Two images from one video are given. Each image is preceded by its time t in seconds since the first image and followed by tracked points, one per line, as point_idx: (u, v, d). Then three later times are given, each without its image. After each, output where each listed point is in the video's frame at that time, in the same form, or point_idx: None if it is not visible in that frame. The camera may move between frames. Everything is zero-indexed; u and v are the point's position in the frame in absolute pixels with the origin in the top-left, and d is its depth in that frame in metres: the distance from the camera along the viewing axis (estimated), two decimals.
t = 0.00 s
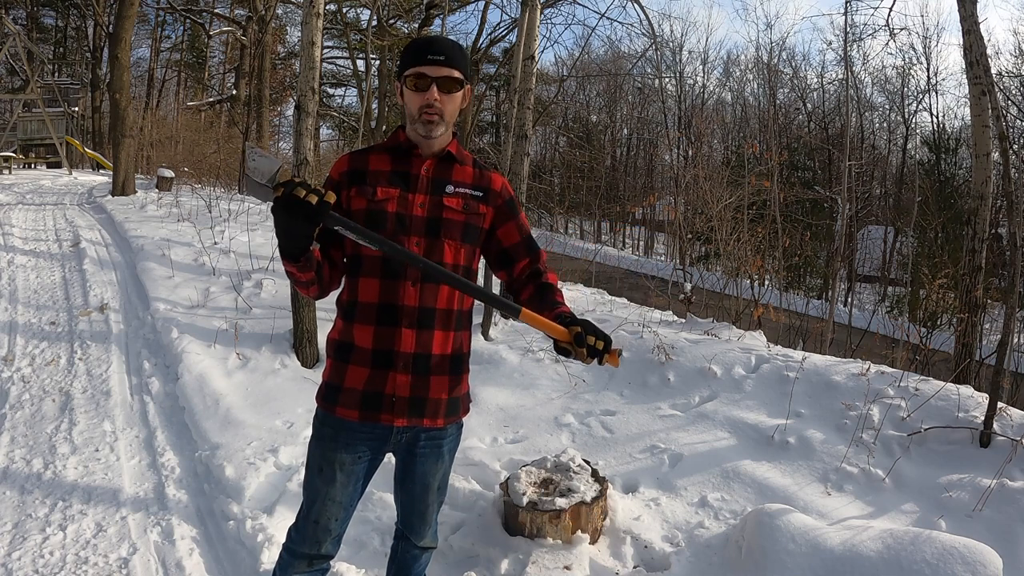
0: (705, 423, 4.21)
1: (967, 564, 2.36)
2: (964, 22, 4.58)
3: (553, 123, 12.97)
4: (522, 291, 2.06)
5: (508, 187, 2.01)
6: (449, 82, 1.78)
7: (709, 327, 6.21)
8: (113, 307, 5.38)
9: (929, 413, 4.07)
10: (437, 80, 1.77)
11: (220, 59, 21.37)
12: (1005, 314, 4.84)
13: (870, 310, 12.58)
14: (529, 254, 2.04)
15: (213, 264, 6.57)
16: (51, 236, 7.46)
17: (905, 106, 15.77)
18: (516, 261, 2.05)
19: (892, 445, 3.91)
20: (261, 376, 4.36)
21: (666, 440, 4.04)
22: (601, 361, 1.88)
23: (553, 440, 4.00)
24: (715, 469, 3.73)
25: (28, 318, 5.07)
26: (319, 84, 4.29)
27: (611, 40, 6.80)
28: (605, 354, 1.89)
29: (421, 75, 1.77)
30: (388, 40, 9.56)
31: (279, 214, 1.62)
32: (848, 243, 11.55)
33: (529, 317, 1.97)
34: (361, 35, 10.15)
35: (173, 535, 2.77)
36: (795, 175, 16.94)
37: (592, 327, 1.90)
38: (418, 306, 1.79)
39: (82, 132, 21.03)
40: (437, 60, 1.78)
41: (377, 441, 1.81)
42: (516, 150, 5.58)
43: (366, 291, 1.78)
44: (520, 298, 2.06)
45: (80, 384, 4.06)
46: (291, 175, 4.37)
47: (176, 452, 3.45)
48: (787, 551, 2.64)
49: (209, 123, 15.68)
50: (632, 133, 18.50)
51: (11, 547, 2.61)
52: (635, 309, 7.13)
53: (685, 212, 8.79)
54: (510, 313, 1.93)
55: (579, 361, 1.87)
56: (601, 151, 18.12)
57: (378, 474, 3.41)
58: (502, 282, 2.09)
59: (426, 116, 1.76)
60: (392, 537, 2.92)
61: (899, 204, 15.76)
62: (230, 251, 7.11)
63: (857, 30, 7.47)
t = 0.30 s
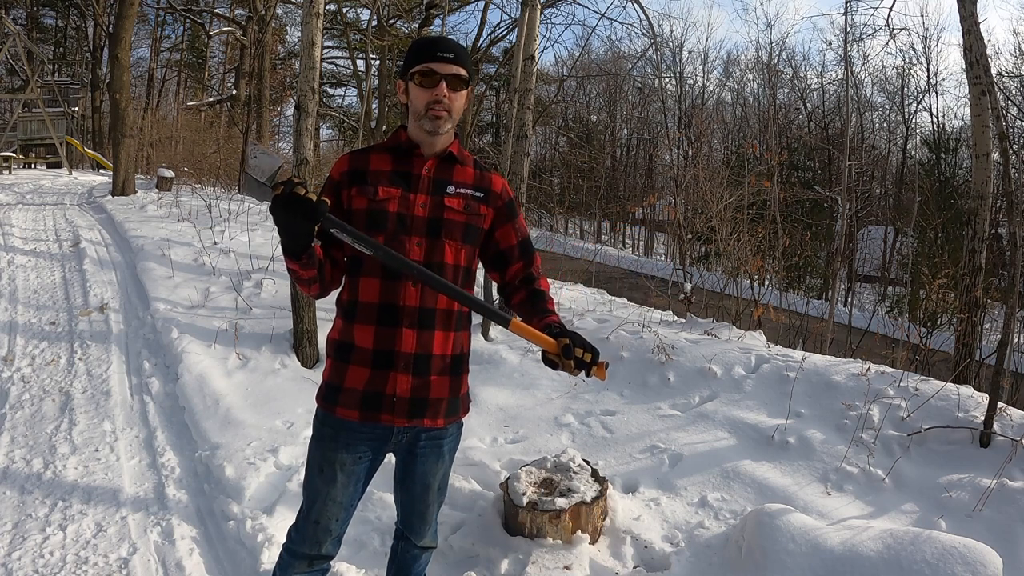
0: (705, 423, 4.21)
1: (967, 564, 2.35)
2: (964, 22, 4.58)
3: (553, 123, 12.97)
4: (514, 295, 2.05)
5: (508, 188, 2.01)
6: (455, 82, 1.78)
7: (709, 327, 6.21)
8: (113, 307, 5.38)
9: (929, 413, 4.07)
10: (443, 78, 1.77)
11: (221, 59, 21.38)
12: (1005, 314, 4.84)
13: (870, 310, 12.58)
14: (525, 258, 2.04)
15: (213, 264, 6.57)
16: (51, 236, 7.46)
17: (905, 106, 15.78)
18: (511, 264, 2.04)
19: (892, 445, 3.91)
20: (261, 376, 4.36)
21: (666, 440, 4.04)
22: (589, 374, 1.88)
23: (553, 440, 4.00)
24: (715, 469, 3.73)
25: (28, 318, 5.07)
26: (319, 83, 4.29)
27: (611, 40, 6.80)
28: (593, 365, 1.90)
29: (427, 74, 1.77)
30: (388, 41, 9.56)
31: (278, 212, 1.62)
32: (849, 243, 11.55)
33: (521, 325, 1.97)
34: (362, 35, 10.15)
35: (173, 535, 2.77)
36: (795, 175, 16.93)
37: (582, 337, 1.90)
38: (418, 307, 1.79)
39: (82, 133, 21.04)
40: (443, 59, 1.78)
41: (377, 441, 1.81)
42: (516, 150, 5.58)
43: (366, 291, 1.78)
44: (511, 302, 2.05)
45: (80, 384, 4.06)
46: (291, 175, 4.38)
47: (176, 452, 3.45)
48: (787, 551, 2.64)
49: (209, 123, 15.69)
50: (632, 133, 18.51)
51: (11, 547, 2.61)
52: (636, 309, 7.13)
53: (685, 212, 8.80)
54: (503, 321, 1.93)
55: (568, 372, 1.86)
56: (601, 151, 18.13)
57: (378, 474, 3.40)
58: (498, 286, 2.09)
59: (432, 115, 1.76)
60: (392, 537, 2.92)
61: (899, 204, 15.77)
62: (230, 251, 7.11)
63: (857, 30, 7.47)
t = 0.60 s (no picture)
0: (705, 423, 4.21)
1: (967, 564, 2.35)
2: (964, 22, 4.58)
3: (553, 123, 12.97)
4: (517, 294, 2.05)
5: (509, 190, 2.01)
6: (457, 83, 1.79)
7: (709, 327, 6.21)
8: (113, 307, 5.38)
9: (929, 413, 4.07)
10: (445, 80, 1.77)
11: (221, 59, 21.39)
12: (1005, 314, 4.84)
13: (870, 310, 12.58)
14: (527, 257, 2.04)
15: (213, 264, 6.57)
16: (51, 236, 7.46)
17: (905, 106, 15.77)
18: (513, 264, 2.05)
19: (892, 445, 3.91)
20: (261, 376, 4.36)
21: (666, 440, 4.04)
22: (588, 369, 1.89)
23: (553, 440, 4.00)
24: (715, 469, 3.73)
25: (28, 318, 5.07)
26: (319, 84, 4.29)
27: (611, 40, 6.81)
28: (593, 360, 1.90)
29: (429, 75, 1.78)
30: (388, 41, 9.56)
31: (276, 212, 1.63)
32: (849, 243, 11.55)
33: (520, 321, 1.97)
34: (362, 35, 10.15)
35: (173, 535, 2.77)
36: (795, 175, 16.93)
37: (582, 335, 1.90)
38: (418, 306, 1.80)
39: (82, 132, 21.04)
40: (446, 60, 1.79)
41: (376, 441, 1.81)
42: (516, 150, 5.57)
43: (366, 290, 1.78)
44: (514, 301, 2.05)
45: (80, 384, 4.06)
46: (291, 175, 4.38)
47: (176, 452, 3.44)
48: (787, 551, 2.64)
49: (209, 123, 15.69)
50: (632, 133, 18.51)
51: (11, 547, 2.61)
52: (635, 308, 7.13)
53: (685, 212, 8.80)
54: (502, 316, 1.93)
55: (565, 365, 1.87)
56: (601, 151, 18.14)
57: (378, 474, 3.40)
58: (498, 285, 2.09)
59: (433, 115, 1.76)
60: (392, 537, 2.92)
61: (899, 204, 15.77)
62: (230, 251, 7.11)
63: (857, 30, 7.47)
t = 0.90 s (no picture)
0: (705, 423, 4.21)
1: (967, 564, 2.35)
2: (964, 22, 4.58)
3: (553, 123, 12.96)
4: (515, 297, 2.05)
5: (509, 191, 2.01)
6: (456, 83, 1.80)
7: (709, 327, 6.21)
8: (113, 307, 5.38)
9: (929, 413, 4.07)
10: (445, 81, 1.78)
11: (221, 59, 21.40)
12: (1005, 313, 4.84)
13: (870, 310, 12.58)
14: (526, 258, 2.04)
15: (213, 264, 6.57)
16: (51, 236, 7.46)
17: (905, 106, 15.76)
18: (512, 266, 2.05)
19: (892, 445, 3.91)
20: (261, 376, 4.36)
21: (666, 440, 4.04)
22: (583, 375, 1.88)
23: (553, 440, 4.00)
24: (715, 469, 3.73)
25: (28, 318, 5.07)
26: (319, 83, 4.29)
27: (611, 40, 6.81)
28: (589, 366, 1.90)
29: (429, 75, 1.78)
30: (387, 41, 9.56)
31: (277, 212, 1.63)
32: (849, 243, 11.56)
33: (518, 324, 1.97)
34: (361, 35, 10.14)
35: (173, 535, 2.77)
36: (795, 175, 16.94)
37: (579, 340, 1.90)
38: (418, 305, 1.80)
39: (82, 132, 21.04)
40: (446, 61, 1.80)
41: (376, 441, 1.81)
42: (515, 149, 5.57)
43: (366, 290, 1.78)
44: (512, 304, 2.04)
45: (80, 384, 4.06)
46: (291, 175, 4.38)
47: (176, 452, 3.44)
48: (787, 551, 2.64)
49: (209, 123, 15.69)
50: (633, 133, 18.52)
51: (11, 547, 2.61)
52: (636, 308, 7.12)
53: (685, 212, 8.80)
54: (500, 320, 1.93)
55: (562, 371, 1.87)
56: (601, 151, 18.15)
57: (378, 474, 3.40)
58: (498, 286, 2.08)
59: (433, 115, 1.77)
60: (392, 537, 2.92)
61: (899, 204, 15.78)
62: (230, 251, 7.11)
63: (857, 30, 7.48)
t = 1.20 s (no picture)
0: (705, 423, 4.21)
1: (967, 564, 2.35)
2: (964, 22, 4.58)
3: (552, 123, 12.96)
4: (514, 297, 2.04)
5: (510, 192, 2.01)
6: (458, 83, 1.80)
7: (709, 327, 6.20)
8: (113, 307, 5.38)
9: (929, 413, 4.07)
10: (449, 80, 1.78)
11: (221, 59, 21.40)
12: (1005, 314, 4.84)
13: (870, 310, 12.59)
14: (525, 258, 2.04)
15: (213, 264, 6.57)
16: (51, 236, 7.46)
17: (905, 106, 15.76)
18: (511, 266, 2.04)
19: (892, 445, 3.91)
20: (261, 376, 4.36)
21: (666, 440, 4.04)
22: (583, 375, 1.89)
23: (553, 440, 4.00)
24: (715, 469, 3.73)
25: (28, 318, 5.07)
26: (319, 84, 4.29)
27: (611, 40, 6.81)
28: (588, 368, 1.90)
29: (433, 75, 1.78)
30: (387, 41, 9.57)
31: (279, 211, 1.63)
32: (849, 243, 11.56)
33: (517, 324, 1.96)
34: (361, 34, 10.14)
35: (173, 535, 2.77)
36: (795, 175, 16.94)
37: (578, 340, 1.90)
38: (417, 305, 1.80)
39: (82, 132, 21.04)
40: (449, 61, 1.79)
41: (376, 441, 1.81)
42: (516, 150, 5.57)
43: (365, 290, 1.78)
44: (511, 303, 2.04)
45: (80, 384, 4.06)
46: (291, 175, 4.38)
47: (176, 452, 3.44)
48: (787, 551, 2.64)
49: (209, 123, 15.69)
50: (633, 133, 18.51)
51: (11, 547, 2.61)
52: (635, 308, 7.12)
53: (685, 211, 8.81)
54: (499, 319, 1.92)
55: (561, 372, 1.87)
56: (601, 151, 18.14)
57: (378, 474, 3.40)
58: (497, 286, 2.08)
59: (437, 116, 1.76)
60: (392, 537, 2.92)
61: (899, 204, 15.78)
62: (230, 251, 7.11)
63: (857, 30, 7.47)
